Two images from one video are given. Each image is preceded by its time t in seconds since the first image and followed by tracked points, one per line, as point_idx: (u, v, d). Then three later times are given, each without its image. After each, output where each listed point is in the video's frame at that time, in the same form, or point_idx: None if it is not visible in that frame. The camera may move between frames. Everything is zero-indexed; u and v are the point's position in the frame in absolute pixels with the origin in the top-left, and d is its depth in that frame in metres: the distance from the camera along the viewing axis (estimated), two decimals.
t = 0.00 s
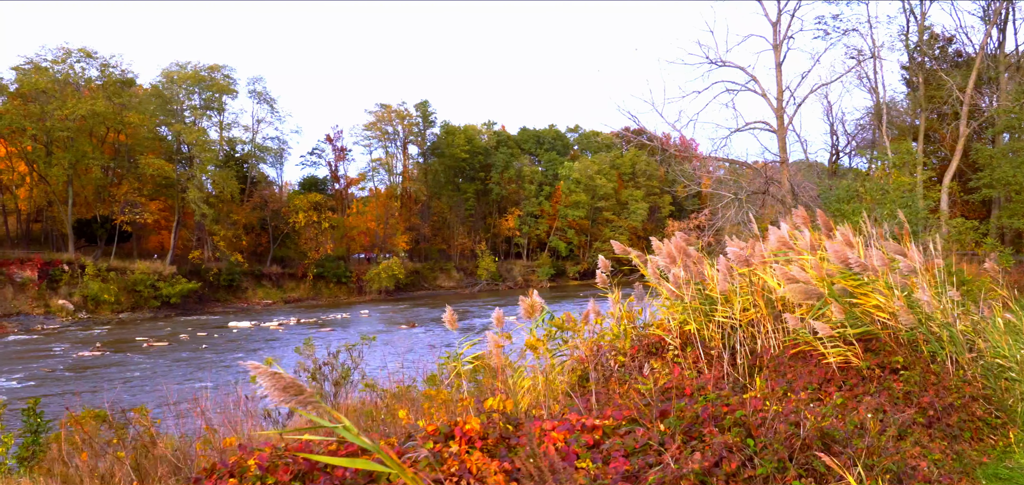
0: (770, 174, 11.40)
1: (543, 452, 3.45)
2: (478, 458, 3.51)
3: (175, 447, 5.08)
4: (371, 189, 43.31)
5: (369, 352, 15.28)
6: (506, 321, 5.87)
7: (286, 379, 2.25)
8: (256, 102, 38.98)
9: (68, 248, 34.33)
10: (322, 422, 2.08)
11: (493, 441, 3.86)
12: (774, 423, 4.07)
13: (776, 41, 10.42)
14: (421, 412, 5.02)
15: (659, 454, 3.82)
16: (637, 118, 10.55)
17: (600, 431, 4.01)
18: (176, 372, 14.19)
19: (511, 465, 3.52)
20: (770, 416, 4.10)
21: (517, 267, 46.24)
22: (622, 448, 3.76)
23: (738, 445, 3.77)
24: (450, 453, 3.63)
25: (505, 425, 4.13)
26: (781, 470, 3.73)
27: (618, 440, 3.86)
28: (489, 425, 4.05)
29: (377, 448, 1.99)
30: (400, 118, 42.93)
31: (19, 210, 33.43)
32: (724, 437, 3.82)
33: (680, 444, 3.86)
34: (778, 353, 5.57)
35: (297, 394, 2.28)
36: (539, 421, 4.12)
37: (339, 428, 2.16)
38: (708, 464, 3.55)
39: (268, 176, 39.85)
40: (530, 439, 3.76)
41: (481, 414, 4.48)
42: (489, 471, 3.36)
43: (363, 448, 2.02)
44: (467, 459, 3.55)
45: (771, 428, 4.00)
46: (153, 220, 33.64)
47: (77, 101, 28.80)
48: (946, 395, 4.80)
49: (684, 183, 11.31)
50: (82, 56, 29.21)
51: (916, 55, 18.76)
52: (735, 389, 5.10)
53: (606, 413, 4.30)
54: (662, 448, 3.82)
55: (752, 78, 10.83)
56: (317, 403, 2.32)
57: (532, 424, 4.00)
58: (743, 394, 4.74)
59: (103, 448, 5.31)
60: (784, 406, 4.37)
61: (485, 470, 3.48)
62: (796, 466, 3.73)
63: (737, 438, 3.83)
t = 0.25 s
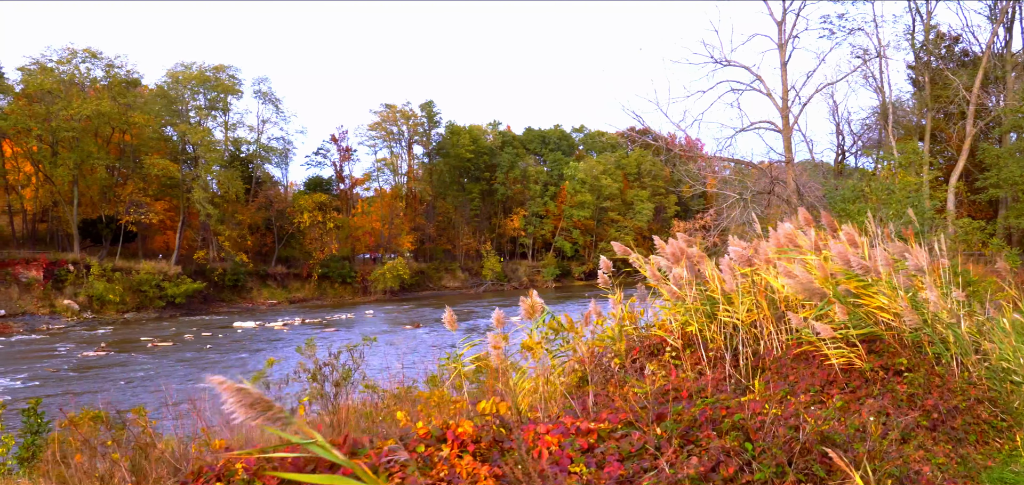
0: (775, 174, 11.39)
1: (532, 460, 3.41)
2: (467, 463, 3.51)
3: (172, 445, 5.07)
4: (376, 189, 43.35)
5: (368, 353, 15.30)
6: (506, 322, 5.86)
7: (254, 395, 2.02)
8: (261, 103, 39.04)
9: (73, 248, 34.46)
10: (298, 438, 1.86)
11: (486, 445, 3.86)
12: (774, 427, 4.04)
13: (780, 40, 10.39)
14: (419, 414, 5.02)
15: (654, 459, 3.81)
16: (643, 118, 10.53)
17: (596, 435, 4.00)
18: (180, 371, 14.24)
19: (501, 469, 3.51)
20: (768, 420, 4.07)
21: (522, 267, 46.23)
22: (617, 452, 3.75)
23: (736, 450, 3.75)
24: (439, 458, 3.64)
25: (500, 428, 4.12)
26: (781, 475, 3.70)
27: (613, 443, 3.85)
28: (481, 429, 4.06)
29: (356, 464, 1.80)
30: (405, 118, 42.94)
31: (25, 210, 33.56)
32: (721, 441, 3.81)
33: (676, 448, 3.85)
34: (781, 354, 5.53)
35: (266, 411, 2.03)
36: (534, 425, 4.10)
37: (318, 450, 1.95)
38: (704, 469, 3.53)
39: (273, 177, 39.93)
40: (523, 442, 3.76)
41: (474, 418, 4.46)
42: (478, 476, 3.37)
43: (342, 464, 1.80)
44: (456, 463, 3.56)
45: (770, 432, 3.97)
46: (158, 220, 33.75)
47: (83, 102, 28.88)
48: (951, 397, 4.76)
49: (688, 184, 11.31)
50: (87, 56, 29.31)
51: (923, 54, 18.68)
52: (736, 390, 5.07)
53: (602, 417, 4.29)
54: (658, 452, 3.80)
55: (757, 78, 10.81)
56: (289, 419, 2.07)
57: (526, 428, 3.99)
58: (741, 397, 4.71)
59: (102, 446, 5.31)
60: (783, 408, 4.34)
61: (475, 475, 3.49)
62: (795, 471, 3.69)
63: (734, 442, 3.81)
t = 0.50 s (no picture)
0: (781, 174, 11.37)
1: (525, 465, 3.42)
2: (460, 468, 3.54)
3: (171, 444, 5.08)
4: (382, 189, 43.39)
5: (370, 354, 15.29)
6: (507, 323, 5.85)
7: (216, 418, 2.09)
8: (267, 103, 39.12)
9: (80, 248, 34.62)
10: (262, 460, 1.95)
11: (481, 449, 3.87)
12: (775, 431, 4.02)
13: (787, 40, 10.35)
14: (418, 416, 5.03)
15: (652, 463, 3.81)
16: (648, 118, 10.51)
17: (592, 439, 4.00)
18: (185, 372, 14.29)
19: (495, 474, 3.53)
20: (770, 424, 4.05)
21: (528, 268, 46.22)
22: (612, 458, 3.74)
23: (736, 455, 3.73)
24: (433, 463, 3.67)
25: (495, 431, 4.13)
26: (780, 479, 3.69)
27: (610, 449, 3.86)
28: (477, 432, 4.07)
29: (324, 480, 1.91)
30: (411, 118, 42.98)
31: (31, 210, 33.72)
32: (721, 446, 3.79)
33: (674, 453, 3.84)
34: (786, 356, 5.51)
35: (230, 432, 2.11)
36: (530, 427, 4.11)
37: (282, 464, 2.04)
38: (702, 475, 3.53)
39: (279, 177, 40.00)
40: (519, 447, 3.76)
41: (470, 421, 4.47)
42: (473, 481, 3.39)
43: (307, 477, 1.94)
44: (449, 468, 3.60)
45: (770, 435, 3.96)
46: (164, 220, 33.87)
47: (89, 102, 28.96)
48: (957, 399, 4.72)
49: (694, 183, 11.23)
50: (93, 57, 29.41)
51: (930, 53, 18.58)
52: (738, 392, 5.07)
53: (600, 419, 4.28)
54: (656, 458, 3.79)
55: (762, 77, 10.78)
56: (253, 439, 2.15)
57: (522, 430, 4.00)
58: (740, 399, 4.70)
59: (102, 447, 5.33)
60: (782, 411, 4.33)
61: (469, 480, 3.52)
62: (795, 476, 3.67)
63: (735, 447, 3.80)
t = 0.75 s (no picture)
0: (788, 173, 11.34)
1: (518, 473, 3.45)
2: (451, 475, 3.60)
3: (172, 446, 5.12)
4: (389, 189, 43.42)
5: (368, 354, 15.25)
6: (509, 324, 5.84)
7: (189, 427, 2.17)
8: (273, 103, 39.19)
9: (87, 248, 34.79)
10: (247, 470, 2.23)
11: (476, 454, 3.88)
12: (776, 436, 4.00)
13: (794, 39, 10.30)
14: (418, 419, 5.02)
15: (652, 470, 3.75)
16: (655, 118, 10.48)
17: (590, 444, 3.99)
18: (191, 372, 14.34)
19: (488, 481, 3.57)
20: (771, 429, 4.02)
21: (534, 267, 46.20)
22: (610, 465, 3.72)
23: (736, 461, 3.71)
24: (425, 469, 3.70)
25: (491, 436, 4.14)
26: None
27: (607, 455, 3.84)
28: (474, 437, 4.07)
29: None
30: (417, 118, 43.00)
31: (39, 210, 33.89)
32: (721, 451, 3.77)
33: (673, 459, 3.82)
34: (791, 358, 5.48)
35: (203, 441, 2.19)
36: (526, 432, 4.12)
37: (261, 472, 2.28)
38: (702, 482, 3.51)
39: (286, 177, 40.07)
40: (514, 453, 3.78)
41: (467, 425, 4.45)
42: None
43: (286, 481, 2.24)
44: (442, 475, 3.65)
45: (771, 441, 3.94)
46: (171, 220, 33.99)
47: (96, 102, 29.05)
48: (964, 402, 4.66)
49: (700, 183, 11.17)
50: (100, 57, 29.51)
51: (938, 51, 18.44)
52: (741, 395, 5.04)
53: (599, 424, 4.26)
54: (654, 464, 3.76)
55: (770, 77, 10.73)
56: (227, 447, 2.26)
57: (518, 435, 4.00)
58: (740, 403, 4.68)
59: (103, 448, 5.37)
60: (782, 416, 4.31)
61: None
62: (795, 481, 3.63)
63: (735, 453, 3.78)
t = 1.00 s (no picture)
0: (796, 173, 11.29)
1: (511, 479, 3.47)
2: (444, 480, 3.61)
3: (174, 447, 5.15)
4: (396, 189, 43.46)
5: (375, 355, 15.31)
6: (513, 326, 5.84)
7: (166, 428, 1.98)
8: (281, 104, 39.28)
9: (95, 248, 34.99)
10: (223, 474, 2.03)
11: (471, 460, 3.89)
12: (776, 442, 4.00)
13: (802, 38, 10.25)
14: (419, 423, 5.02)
15: (648, 476, 3.75)
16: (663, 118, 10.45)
17: (587, 450, 3.98)
18: (198, 372, 14.39)
19: None
20: (770, 435, 4.02)
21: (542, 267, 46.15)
22: (606, 471, 3.72)
23: (735, 467, 3.71)
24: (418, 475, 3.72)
25: (488, 442, 4.16)
26: None
27: (604, 460, 3.84)
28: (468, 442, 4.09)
29: None
30: (425, 119, 43.02)
31: (47, 210, 34.10)
32: (720, 458, 3.76)
33: (671, 465, 3.81)
34: (796, 361, 5.43)
35: (179, 444, 2.00)
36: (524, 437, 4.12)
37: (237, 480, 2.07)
38: None
39: (294, 177, 40.16)
40: (510, 459, 3.79)
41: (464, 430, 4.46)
42: None
43: None
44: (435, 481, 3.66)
45: (771, 447, 3.93)
46: (179, 220, 34.13)
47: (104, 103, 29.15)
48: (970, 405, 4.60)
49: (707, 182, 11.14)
50: (108, 58, 29.63)
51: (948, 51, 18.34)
52: (743, 398, 5.02)
53: (596, 429, 4.27)
54: (651, 470, 3.76)
55: (777, 76, 10.68)
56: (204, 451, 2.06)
57: (514, 441, 4.01)
58: (741, 408, 4.67)
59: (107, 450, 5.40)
60: (784, 422, 4.30)
61: None
62: None
63: (735, 459, 3.77)
